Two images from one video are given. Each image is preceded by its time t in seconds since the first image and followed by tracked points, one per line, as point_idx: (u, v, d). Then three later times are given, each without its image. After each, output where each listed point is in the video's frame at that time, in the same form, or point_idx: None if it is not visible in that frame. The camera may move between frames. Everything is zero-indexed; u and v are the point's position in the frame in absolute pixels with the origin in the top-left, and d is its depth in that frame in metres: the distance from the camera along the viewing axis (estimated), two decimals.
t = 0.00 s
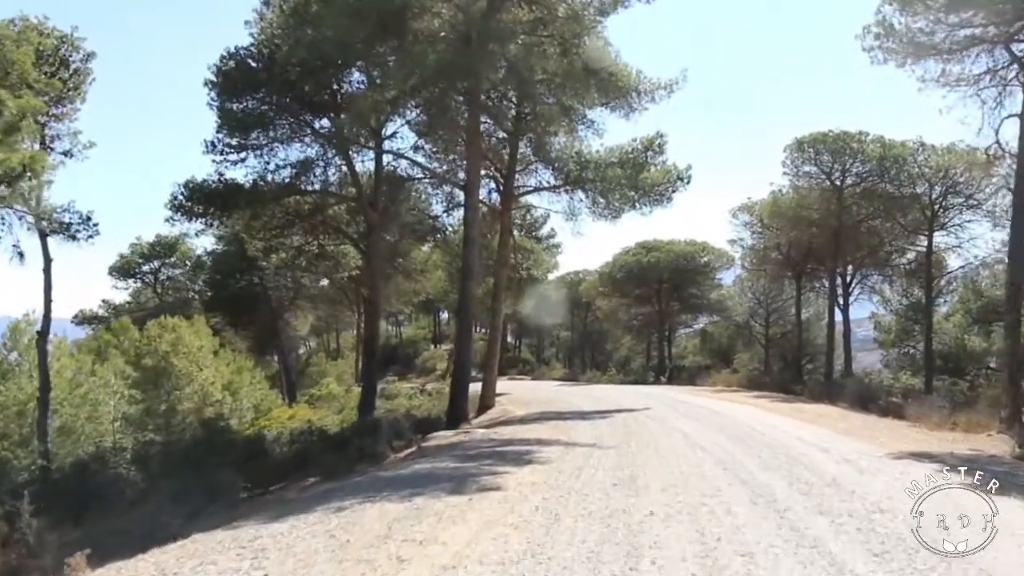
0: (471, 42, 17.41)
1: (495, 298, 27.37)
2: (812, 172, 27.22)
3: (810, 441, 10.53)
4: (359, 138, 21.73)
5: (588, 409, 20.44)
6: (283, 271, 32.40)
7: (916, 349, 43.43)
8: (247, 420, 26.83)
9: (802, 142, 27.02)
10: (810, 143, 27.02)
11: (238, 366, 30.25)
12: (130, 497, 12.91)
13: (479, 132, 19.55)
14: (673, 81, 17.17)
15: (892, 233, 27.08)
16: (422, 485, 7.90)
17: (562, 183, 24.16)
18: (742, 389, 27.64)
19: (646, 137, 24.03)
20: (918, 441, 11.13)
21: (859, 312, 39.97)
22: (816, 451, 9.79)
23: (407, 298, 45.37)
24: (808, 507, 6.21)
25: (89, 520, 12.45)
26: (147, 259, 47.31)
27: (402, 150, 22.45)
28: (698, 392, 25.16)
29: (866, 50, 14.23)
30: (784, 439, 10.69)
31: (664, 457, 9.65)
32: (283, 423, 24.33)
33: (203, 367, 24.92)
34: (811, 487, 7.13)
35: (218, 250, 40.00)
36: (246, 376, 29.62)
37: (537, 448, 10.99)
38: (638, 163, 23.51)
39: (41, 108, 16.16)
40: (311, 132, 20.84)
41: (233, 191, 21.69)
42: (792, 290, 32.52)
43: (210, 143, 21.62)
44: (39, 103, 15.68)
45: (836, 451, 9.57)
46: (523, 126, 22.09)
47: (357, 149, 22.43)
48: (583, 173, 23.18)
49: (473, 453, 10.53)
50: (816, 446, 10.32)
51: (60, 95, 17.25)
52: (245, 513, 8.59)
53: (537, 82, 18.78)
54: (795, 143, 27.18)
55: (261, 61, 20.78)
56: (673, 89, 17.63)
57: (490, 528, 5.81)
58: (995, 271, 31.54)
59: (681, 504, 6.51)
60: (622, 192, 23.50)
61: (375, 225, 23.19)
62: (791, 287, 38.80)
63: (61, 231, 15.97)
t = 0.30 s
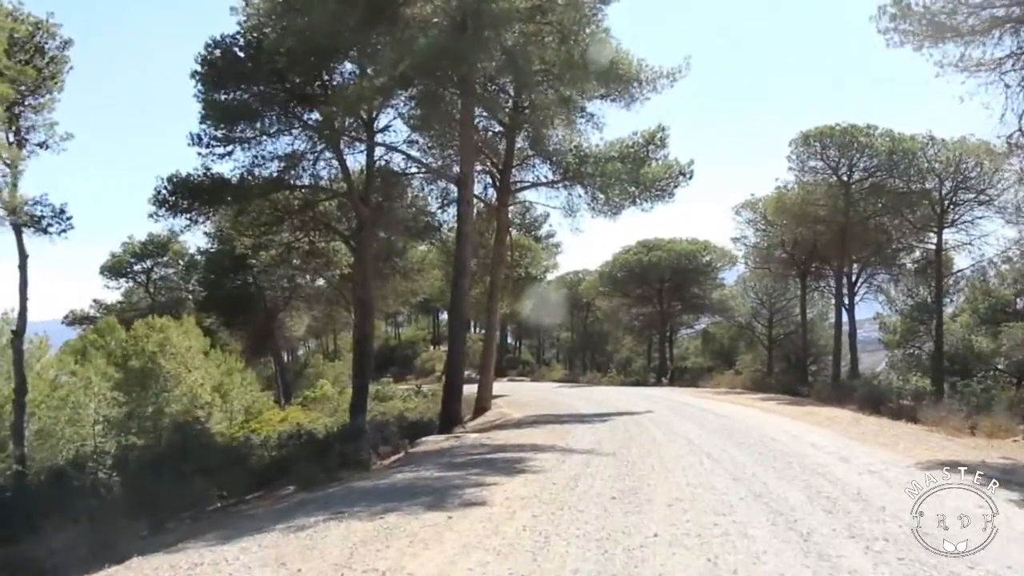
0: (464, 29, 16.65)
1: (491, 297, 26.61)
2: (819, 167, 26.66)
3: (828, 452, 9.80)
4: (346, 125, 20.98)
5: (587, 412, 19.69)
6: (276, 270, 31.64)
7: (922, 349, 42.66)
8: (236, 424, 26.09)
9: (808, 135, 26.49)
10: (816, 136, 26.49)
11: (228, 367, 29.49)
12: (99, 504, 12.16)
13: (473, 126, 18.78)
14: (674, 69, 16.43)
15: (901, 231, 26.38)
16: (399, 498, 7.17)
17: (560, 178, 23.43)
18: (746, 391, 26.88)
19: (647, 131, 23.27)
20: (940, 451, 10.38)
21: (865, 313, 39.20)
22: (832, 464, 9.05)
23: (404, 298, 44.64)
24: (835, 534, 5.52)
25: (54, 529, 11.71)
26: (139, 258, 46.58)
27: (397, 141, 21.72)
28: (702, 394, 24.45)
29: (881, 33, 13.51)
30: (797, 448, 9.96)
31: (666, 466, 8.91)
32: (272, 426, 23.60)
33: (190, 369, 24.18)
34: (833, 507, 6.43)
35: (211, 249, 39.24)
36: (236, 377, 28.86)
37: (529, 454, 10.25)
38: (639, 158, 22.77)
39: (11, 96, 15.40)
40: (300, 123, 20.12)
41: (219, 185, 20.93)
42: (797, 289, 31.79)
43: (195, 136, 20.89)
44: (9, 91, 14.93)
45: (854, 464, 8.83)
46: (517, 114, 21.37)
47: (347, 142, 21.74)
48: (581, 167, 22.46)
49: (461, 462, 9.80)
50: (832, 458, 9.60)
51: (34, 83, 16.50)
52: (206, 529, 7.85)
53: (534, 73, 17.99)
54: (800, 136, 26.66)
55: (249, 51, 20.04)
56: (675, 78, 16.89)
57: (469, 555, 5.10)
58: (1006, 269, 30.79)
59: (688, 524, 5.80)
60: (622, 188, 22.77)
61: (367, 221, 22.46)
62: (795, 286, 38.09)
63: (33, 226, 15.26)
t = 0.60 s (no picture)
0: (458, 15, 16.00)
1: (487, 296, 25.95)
2: (824, 164, 26.34)
3: (843, 461, 9.16)
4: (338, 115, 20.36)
5: (585, 415, 19.03)
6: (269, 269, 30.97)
7: (927, 350, 42.00)
8: (225, 427, 25.38)
9: (814, 130, 26.30)
10: (822, 132, 26.30)
11: (219, 369, 28.82)
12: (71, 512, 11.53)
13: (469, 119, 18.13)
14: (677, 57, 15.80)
15: (909, 230, 25.73)
16: (378, 512, 6.55)
17: (558, 173, 22.78)
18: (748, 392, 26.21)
19: (648, 125, 22.58)
20: (961, 461, 9.74)
21: (869, 313, 38.55)
22: (847, 474, 8.43)
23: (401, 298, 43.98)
24: (867, 563, 5.05)
25: (20, 538, 11.06)
26: (132, 257, 45.92)
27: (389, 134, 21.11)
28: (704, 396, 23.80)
29: (895, 16, 12.89)
30: (809, 456, 9.33)
31: (669, 475, 8.28)
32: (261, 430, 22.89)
33: (177, 371, 23.48)
34: (855, 527, 5.90)
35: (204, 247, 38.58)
36: (227, 379, 28.19)
37: (522, 461, 9.61)
38: (639, 152, 22.11)
39: None
40: (289, 115, 19.51)
41: (206, 179, 20.28)
42: (802, 288, 31.20)
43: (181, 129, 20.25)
44: None
45: (872, 475, 8.20)
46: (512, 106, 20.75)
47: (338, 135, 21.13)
48: (579, 161, 21.85)
49: (449, 470, 9.16)
50: (847, 467, 8.98)
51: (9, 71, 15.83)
52: (170, 546, 7.21)
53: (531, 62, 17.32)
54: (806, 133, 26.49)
55: (238, 41, 19.40)
56: (677, 67, 16.26)
57: None
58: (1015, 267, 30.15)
59: (698, 548, 5.24)
60: (622, 184, 22.11)
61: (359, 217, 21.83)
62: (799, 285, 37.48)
63: (6, 221, 14.62)
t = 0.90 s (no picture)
0: None
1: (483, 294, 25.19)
2: (832, 158, 25.58)
3: (863, 472, 8.42)
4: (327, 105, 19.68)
5: (584, 418, 18.30)
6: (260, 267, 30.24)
7: (933, 351, 41.35)
8: (213, 430, 24.55)
9: (820, 122, 25.46)
10: (828, 124, 25.42)
11: (208, 368, 28.04)
12: (33, 525, 10.72)
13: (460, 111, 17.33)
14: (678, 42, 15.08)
15: (920, 228, 25.51)
16: (344, 533, 5.79)
17: (556, 167, 22.03)
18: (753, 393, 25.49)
19: (649, 118, 21.78)
20: (986, 471, 9.00)
21: (874, 314, 37.91)
22: (868, 488, 7.68)
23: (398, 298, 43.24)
24: None
25: None
26: (124, 256, 45.14)
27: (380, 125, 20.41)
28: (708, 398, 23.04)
29: None
30: (824, 466, 8.57)
31: (673, 486, 7.53)
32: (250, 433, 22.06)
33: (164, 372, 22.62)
34: (894, 558, 5.18)
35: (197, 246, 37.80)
36: (216, 379, 27.40)
37: (512, 470, 8.85)
38: (638, 145, 21.35)
39: None
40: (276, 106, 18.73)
41: (190, 173, 19.53)
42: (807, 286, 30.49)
43: (164, 120, 19.51)
44: None
45: (897, 494, 7.49)
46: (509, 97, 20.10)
47: (328, 127, 20.42)
48: (578, 155, 21.08)
49: (431, 480, 8.40)
50: (866, 479, 8.23)
51: None
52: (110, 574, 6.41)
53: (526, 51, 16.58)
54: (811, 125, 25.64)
55: (223, 29, 18.64)
56: (679, 52, 15.52)
57: None
58: None
59: None
60: (622, 178, 21.38)
61: (350, 212, 21.11)
62: (804, 284, 36.79)
63: None
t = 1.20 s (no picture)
0: None
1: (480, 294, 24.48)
2: (838, 151, 25.14)
3: (890, 490, 7.70)
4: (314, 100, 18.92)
5: (582, 420, 17.64)
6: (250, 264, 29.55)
7: (938, 352, 40.95)
8: (201, 432, 23.87)
9: (827, 114, 25.07)
10: (835, 116, 25.05)
11: (197, 368, 27.34)
12: None
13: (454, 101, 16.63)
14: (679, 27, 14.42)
15: (928, 224, 24.89)
16: (308, 556, 5.12)
17: (555, 162, 21.36)
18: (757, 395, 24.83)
19: (650, 110, 21.10)
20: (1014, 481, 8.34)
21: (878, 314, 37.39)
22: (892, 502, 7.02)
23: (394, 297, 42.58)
24: None
25: None
26: (116, 254, 44.48)
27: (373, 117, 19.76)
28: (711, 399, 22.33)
29: None
30: (843, 477, 7.88)
31: (678, 499, 6.83)
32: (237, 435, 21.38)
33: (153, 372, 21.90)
34: None
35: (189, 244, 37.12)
36: (205, 379, 26.71)
37: (503, 478, 8.15)
38: (639, 138, 20.69)
39: None
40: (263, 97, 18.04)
41: (174, 167, 18.86)
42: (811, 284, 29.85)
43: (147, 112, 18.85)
44: None
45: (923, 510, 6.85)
46: (505, 87, 19.52)
47: (318, 119, 19.76)
48: (578, 149, 20.40)
49: (412, 488, 7.69)
50: (893, 500, 7.52)
51: None
52: None
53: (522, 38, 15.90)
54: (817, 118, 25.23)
55: (208, 17, 17.92)
56: (681, 38, 14.86)
57: None
58: None
59: None
60: (622, 173, 20.72)
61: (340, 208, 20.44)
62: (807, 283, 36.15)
63: None
